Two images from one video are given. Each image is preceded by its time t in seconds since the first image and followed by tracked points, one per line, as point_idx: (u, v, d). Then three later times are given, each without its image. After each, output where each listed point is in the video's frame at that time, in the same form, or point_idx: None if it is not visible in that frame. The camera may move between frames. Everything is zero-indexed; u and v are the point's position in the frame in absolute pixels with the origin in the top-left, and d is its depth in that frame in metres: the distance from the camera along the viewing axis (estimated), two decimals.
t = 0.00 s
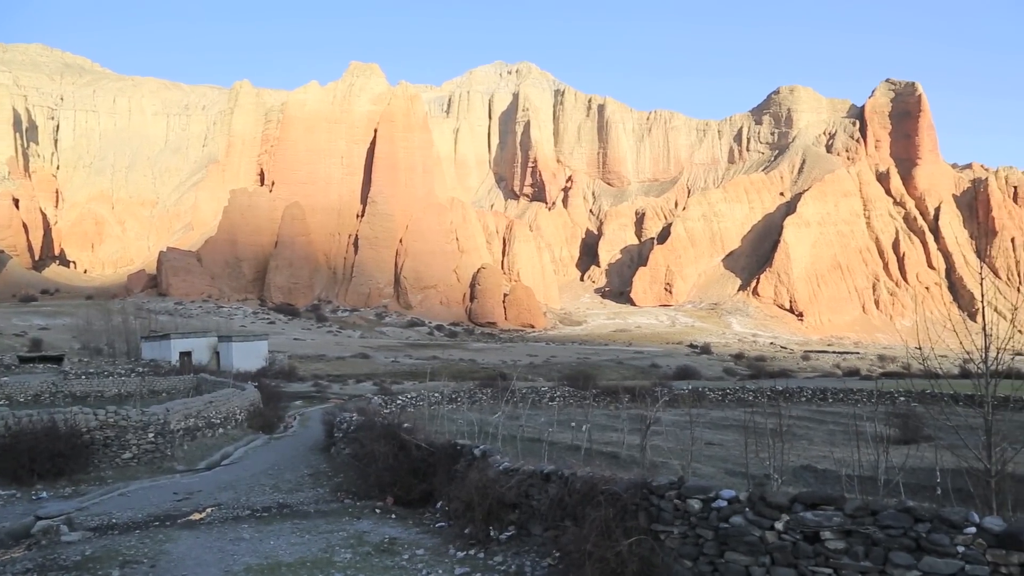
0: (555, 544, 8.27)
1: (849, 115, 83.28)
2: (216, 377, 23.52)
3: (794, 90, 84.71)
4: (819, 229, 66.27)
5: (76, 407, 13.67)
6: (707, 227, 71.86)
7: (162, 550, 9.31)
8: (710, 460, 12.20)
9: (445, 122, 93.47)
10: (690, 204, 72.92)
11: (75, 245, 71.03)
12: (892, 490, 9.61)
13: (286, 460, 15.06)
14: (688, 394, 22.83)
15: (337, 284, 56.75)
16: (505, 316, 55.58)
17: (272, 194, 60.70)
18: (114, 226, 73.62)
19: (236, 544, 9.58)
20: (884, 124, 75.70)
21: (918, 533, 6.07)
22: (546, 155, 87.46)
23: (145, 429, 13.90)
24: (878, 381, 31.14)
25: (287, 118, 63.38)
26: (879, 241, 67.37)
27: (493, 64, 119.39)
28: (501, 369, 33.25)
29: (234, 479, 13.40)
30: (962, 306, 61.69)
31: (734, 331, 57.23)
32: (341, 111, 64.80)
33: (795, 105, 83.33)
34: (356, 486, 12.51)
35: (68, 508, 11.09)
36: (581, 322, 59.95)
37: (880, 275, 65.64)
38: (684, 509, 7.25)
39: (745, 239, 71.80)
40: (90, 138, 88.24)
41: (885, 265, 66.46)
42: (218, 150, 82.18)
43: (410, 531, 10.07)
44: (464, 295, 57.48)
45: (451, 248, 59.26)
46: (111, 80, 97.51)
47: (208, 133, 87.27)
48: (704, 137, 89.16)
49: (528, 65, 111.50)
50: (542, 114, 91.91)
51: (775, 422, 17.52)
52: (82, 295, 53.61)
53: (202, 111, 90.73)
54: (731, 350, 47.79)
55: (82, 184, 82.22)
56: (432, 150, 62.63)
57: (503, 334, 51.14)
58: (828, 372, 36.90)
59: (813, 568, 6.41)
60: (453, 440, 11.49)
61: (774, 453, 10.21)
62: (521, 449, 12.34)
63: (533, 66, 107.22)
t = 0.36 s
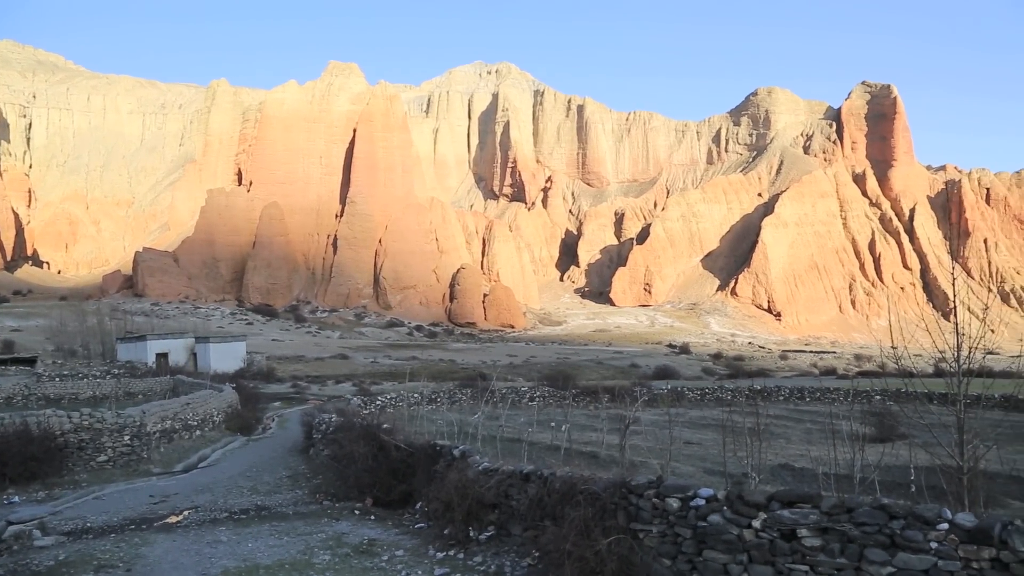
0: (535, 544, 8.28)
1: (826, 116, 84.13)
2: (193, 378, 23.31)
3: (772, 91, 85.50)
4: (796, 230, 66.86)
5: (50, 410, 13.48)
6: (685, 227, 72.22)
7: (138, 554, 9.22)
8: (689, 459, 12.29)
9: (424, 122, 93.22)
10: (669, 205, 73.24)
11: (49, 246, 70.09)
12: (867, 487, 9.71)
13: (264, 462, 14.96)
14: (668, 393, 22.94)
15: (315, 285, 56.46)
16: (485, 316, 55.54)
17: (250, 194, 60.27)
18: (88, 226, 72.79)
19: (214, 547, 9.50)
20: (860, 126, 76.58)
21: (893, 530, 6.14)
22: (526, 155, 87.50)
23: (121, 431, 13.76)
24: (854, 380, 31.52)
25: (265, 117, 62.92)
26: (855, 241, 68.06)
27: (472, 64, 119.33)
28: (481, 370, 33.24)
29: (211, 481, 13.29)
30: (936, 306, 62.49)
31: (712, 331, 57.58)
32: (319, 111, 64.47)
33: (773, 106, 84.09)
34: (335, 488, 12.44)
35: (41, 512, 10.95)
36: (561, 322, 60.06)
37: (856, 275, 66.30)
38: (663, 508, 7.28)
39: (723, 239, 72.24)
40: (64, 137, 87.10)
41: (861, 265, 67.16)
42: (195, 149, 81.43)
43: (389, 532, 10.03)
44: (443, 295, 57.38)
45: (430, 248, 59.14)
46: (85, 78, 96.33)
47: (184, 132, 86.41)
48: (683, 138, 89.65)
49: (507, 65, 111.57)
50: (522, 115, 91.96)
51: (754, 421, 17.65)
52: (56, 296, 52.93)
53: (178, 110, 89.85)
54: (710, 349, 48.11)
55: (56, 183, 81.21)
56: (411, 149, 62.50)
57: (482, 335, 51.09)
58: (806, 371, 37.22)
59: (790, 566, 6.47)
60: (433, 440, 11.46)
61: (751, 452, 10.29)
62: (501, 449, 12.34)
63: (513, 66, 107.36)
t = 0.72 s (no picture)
0: (515, 541, 8.30)
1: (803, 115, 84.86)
2: (171, 379, 23.09)
3: (751, 90, 86.16)
4: (775, 227, 67.36)
5: (24, 412, 13.31)
6: (665, 225, 72.50)
7: (115, 556, 9.13)
8: (670, 455, 12.37)
9: (404, 121, 92.93)
10: (649, 202, 73.49)
11: (22, 246, 69.14)
12: (843, 482, 9.84)
13: (244, 462, 14.87)
14: (648, 390, 23.05)
15: (294, 284, 56.14)
16: (465, 314, 55.48)
17: (228, 192, 59.79)
18: (62, 225, 71.91)
19: (193, 548, 9.43)
20: (837, 125, 77.37)
21: (868, 523, 6.21)
22: (506, 153, 87.49)
23: (97, 433, 13.62)
24: (831, 376, 31.83)
25: (242, 115, 62.41)
26: (832, 238, 68.68)
27: (452, 62, 119.17)
28: (461, 368, 33.22)
29: (190, 482, 13.19)
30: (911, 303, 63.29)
31: (692, 328, 57.91)
32: (298, 109, 64.07)
33: (752, 105, 84.62)
34: (316, 487, 12.37)
35: (16, 516, 10.81)
36: (542, 320, 60.16)
37: (834, 272, 66.94)
38: (642, 504, 7.32)
39: (703, 237, 72.61)
40: (37, 135, 85.92)
41: (839, 262, 67.80)
42: (171, 147, 80.65)
43: (370, 531, 10.00)
44: (424, 293, 57.27)
45: (410, 246, 59.01)
46: (59, 74, 95.11)
47: (160, 130, 85.50)
48: (663, 135, 90.06)
49: (487, 63, 111.52)
50: (502, 112, 91.91)
51: (733, 417, 17.79)
52: (30, 297, 52.23)
53: (154, 107, 88.93)
54: (690, 346, 48.38)
55: (29, 181, 80.09)
56: (390, 147, 62.36)
57: (463, 333, 51.04)
58: (784, 368, 37.56)
59: (768, 560, 6.53)
60: (414, 439, 11.43)
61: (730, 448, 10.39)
62: (481, 447, 12.34)
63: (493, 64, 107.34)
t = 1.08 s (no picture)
0: (494, 538, 8.31)
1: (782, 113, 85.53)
2: (147, 377, 22.84)
3: (730, 88, 86.74)
4: (754, 225, 67.79)
5: None
6: (645, 222, 72.73)
7: (90, 556, 9.03)
8: (649, 451, 12.47)
9: (384, 116, 92.49)
10: (629, 199, 73.66)
11: None
12: (819, 476, 9.95)
13: (222, 460, 14.78)
14: (628, 387, 23.15)
15: (273, 281, 55.76)
16: (445, 311, 55.41)
17: (205, 187, 59.25)
18: (35, 221, 70.82)
19: (169, 547, 9.36)
20: (816, 124, 78.13)
21: (843, 517, 6.27)
22: (486, 150, 87.37)
23: (72, 431, 13.46)
24: (809, 373, 32.12)
25: (221, 110, 61.84)
26: (810, 236, 69.25)
27: (433, 58, 118.79)
28: (441, 365, 33.16)
29: (166, 481, 13.07)
30: (887, 300, 64.03)
31: (671, 325, 58.19)
32: (277, 104, 63.57)
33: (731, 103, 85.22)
34: (294, 484, 12.29)
35: None
36: (522, 317, 60.19)
37: (811, 269, 67.51)
38: (621, 500, 7.34)
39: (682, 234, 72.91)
40: (8, 128, 84.57)
41: (816, 260, 68.39)
42: (147, 142, 79.73)
43: (349, 529, 9.97)
44: (403, 290, 57.13)
45: (390, 243, 58.83)
46: (31, 67, 93.66)
47: (136, 124, 84.48)
48: (643, 133, 90.85)
49: (468, 59, 111.30)
50: (482, 109, 91.74)
51: (712, 413, 17.92)
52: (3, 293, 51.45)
53: (130, 102, 87.87)
54: (669, 343, 48.62)
55: None
56: (371, 144, 62.18)
57: (443, 329, 50.97)
58: (763, 365, 37.90)
59: (745, 554, 6.56)
60: (393, 436, 11.39)
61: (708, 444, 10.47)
62: (461, 444, 12.35)
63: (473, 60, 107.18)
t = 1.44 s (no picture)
0: (473, 533, 8.32)
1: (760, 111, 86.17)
2: (122, 373, 22.58)
3: (709, 85, 87.29)
4: (732, 221, 68.23)
5: None
6: (624, 218, 72.95)
7: (63, 555, 8.93)
8: (628, 446, 12.56)
9: (363, 111, 91.97)
10: (609, 195, 73.82)
11: None
12: (795, 471, 10.07)
13: (198, 457, 14.66)
14: (606, 382, 23.27)
15: (250, 276, 55.33)
16: (424, 307, 55.28)
17: (182, 181, 58.64)
18: (6, 215, 69.68)
19: (144, 545, 9.27)
20: (794, 122, 78.86)
21: (818, 510, 6.34)
22: (466, 145, 87.22)
23: (44, 428, 13.25)
24: (785, 368, 32.44)
25: (197, 103, 61.21)
26: (788, 233, 69.78)
27: (412, 52, 118.34)
28: (420, 361, 33.12)
29: (141, 478, 12.94)
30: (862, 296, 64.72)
31: (650, 321, 58.48)
32: (254, 97, 63.03)
33: (710, 100, 85.81)
34: (271, 481, 12.22)
35: None
36: (501, 313, 60.20)
37: (788, 266, 68.05)
38: (599, 494, 7.38)
39: (661, 230, 73.18)
40: None
41: (793, 256, 68.96)
42: (122, 135, 78.68)
43: (327, 525, 9.93)
44: (382, 286, 56.94)
45: (369, 238, 58.59)
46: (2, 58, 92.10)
47: (110, 117, 83.36)
48: (622, 129, 91.13)
49: (447, 54, 111.04)
50: (462, 104, 91.55)
51: (689, 408, 18.06)
52: None
53: (103, 94, 86.72)
54: (648, 338, 48.86)
55: None
56: (349, 138, 61.83)
57: (422, 325, 50.87)
58: (740, 360, 38.21)
59: (721, 548, 6.60)
60: (372, 431, 11.34)
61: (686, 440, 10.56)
62: (439, 439, 12.33)
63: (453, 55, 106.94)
